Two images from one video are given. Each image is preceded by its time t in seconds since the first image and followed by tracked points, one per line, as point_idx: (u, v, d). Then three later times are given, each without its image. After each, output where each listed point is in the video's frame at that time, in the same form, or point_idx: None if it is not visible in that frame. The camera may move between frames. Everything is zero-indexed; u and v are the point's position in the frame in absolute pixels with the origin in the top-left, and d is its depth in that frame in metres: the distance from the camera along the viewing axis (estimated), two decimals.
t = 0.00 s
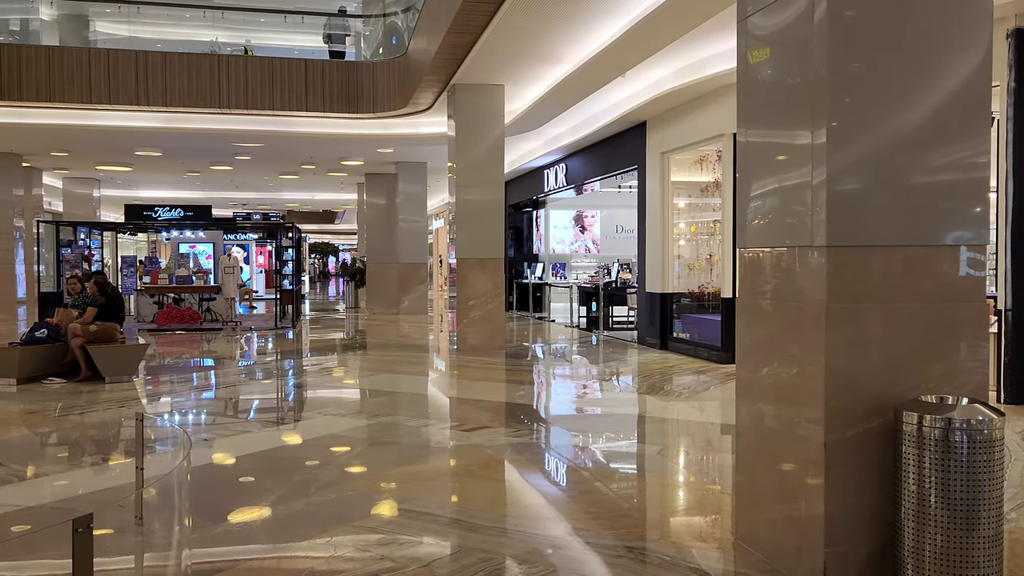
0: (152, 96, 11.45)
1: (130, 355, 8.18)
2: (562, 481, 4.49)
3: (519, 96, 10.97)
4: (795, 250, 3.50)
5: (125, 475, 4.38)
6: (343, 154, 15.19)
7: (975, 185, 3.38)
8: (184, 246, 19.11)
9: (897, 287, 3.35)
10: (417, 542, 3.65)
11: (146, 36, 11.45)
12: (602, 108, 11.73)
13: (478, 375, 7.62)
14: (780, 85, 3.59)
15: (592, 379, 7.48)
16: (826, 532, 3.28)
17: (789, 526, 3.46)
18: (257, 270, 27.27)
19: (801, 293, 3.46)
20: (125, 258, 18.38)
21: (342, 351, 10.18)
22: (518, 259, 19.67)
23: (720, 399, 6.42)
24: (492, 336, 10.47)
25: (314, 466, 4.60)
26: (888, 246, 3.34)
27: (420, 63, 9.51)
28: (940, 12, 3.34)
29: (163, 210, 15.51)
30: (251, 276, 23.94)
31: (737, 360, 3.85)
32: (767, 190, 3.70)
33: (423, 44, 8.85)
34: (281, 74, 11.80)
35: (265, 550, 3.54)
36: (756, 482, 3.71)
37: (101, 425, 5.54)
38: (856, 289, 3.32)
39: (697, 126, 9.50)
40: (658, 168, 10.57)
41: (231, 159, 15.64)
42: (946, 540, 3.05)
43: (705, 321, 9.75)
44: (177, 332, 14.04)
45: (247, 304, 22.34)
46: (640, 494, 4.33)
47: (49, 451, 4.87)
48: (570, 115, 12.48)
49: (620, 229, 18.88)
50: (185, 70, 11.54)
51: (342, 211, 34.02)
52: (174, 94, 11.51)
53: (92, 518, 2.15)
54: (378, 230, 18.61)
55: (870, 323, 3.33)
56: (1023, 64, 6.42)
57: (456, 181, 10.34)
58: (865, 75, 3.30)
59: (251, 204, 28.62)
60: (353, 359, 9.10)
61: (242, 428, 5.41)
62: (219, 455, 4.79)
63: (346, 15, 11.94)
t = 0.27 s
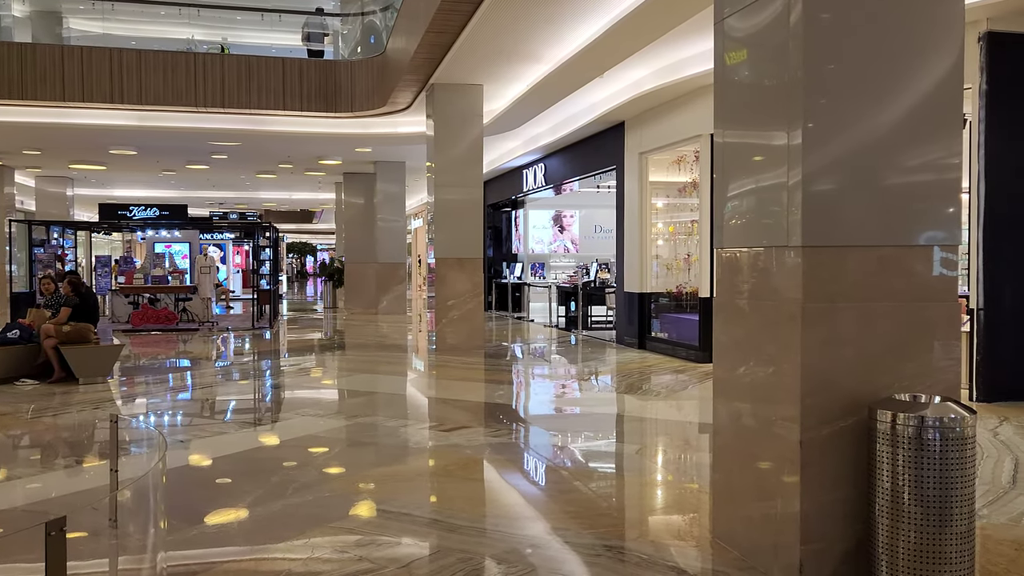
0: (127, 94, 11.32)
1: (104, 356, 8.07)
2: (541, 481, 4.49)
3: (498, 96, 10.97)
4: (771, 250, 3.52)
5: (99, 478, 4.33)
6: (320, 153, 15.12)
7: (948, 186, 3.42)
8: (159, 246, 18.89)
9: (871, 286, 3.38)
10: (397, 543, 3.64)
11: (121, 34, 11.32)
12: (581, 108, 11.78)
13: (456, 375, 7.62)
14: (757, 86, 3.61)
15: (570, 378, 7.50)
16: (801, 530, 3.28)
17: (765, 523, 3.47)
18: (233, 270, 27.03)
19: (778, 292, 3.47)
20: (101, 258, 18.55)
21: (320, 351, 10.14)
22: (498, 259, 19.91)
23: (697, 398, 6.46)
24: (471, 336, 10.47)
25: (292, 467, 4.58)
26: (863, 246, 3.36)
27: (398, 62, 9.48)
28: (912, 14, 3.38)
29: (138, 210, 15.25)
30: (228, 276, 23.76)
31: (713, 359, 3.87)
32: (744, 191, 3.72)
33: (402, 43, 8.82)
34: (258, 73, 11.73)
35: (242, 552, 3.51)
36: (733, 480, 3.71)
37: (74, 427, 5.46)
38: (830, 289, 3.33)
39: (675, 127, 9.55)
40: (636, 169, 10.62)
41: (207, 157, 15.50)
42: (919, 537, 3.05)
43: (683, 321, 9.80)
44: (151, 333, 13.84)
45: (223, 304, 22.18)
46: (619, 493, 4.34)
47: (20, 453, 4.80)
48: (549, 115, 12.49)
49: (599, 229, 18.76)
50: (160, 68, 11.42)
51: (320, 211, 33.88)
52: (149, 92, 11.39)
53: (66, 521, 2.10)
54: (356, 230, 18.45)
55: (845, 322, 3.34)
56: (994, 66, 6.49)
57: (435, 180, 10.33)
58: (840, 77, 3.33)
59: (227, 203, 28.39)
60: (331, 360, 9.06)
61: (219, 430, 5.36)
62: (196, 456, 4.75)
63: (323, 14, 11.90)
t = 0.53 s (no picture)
0: (103, 94, 11.17)
1: (78, 358, 7.98)
2: (521, 482, 4.49)
3: (478, 97, 10.97)
4: (748, 250, 3.52)
5: (73, 481, 4.28)
6: (299, 153, 15.04)
7: (923, 187, 3.45)
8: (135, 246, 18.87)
9: (846, 286, 3.38)
10: (377, 544, 3.62)
11: (96, 32, 11.17)
12: (560, 109, 11.80)
13: (436, 376, 7.60)
14: (734, 88, 3.62)
15: (550, 379, 7.51)
16: (778, 530, 3.28)
17: (742, 523, 3.46)
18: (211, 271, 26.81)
19: (755, 292, 3.47)
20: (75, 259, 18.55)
21: (299, 352, 10.08)
22: (478, 260, 19.67)
23: (676, 398, 6.49)
24: (451, 336, 10.46)
25: (270, 469, 4.55)
26: (839, 245, 3.37)
27: (378, 62, 9.44)
28: (887, 17, 3.41)
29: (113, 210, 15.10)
30: (206, 276, 23.57)
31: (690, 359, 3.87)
32: (723, 192, 3.72)
33: (381, 43, 8.78)
34: (236, 73, 11.66)
35: (220, 555, 3.47)
36: (710, 480, 3.71)
37: (48, 430, 5.39)
38: (806, 289, 3.33)
39: (654, 128, 9.59)
40: (616, 169, 10.66)
41: (184, 157, 15.37)
42: (894, 536, 3.04)
43: (662, 321, 9.83)
44: (127, 334, 13.68)
45: (201, 305, 22.01)
46: (598, 493, 4.35)
47: None
48: (528, 116, 12.50)
49: (578, 230, 19.05)
50: (136, 67, 11.29)
51: (299, 211, 33.71)
52: (126, 91, 11.27)
53: (38, 525, 2.09)
54: (335, 232, 18.48)
55: (821, 322, 3.34)
56: (967, 70, 6.57)
57: (415, 181, 10.31)
58: (817, 78, 3.34)
59: (204, 203, 28.15)
60: (310, 361, 9.00)
61: (196, 432, 5.32)
62: (173, 459, 4.71)
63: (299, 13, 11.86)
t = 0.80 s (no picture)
0: (79, 92, 11.04)
1: (54, 359, 7.90)
2: (502, 483, 4.48)
3: (460, 97, 10.95)
4: (726, 251, 3.54)
5: (48, 484, 4.23)
6: (279, 153, 14.97)
7: (900, 189, 3.49)
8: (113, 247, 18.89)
9: (824, 287, 3.39)
10: (357, 546, 3.60)
11: (73, 30, 11.02)
12: (541, 110, 11.81)
13: (417, 377, 7.59)
14: (713, 90, 3.64)
15: (531, 380, 7.52)
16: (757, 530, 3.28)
17: (721, 523, 3.45)
18: (189, 271, 26.59)
19: (733, 292, 3.46)
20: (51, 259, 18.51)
21: (279, 354, 10.03)
22: (459, 260, 20.02)
23: (657, 398, 6.52)
24: (432, 337, 10.46)
25: (250, 472, 4.51)
26: (818, 247, 3.39)
27: (358, 62, 9.40)
28: (862, 20, 3.43)
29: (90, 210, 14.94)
30: (184, 276, 23.38)
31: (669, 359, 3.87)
32: (702, 193, 3.73)
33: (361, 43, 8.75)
34: (215, 72, 11.54)
35: (198, 558, 3.43)
36: (688, 480, 3.70)
37: (22, 433, 5.32)
38: (785, 290, 3.33)
39: (634, 129, 9.63)
40: (597, 170, 10.70)
41: (162, 157, 15.24)
42: (871, 534, 3.05)
43: (643, 322, 9.87)
44: (104, 336, 13.55)
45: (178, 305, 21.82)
46: (580, 493, 4.35)
47: None
48: (510, 117, 12.49)
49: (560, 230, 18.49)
50: (113, 66, 11.19)
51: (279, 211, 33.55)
52: (102, 90, 11.15)
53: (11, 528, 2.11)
54: (316, 232, 18.43)
55: (799, 322, 3.34)
56: (943, 73, 6.63)
57: (396, 181, 10.28)
58: (795, 81, 3.37)
59: (182, 203, 27.92)
60: (290, 362, 8.95)
61: (175, 434, 5.28)
62: (151, 462, 4.67)
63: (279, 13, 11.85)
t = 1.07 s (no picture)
0: (56, 90, 10.89)
1: (29, 360, 7.80)
2: (483, 483, 4.48)
3: (441, 97, 10.95)
4: (704, 252, 3.55)
5: (21, 487, 4.18)
6: (258, 153, 14.90)
7: (878, 189, 3.51)
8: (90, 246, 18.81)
9: (801, 287, 3.41)
10: (338, 547, 3.58)
11: (49, 27, 10.85)
12: (522, 110, 11.82)
13: (398, 377, 7.57)
14: (691, 90, 3.64)
15: (513, 380, 7.52)
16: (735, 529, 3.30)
17: (699, 522, 3.46)
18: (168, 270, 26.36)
19: (712, 292, 3.47)
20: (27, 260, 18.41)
21: (259, 354, 9.97)
22: (440, 261, 19.70)
23: (638, 398, 6.54)
24: (413, 338, 10.45)
25: (229, 473, 4.48)
26: (796, 247, 3.41)
27: (339, 61, 9.37)
28: (838, 23, 3.45)
29: (67, 210, 14.78)
30: (163, 276, 23.17)
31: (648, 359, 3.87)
32: (682, 194, 3.73)
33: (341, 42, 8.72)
34: (194, 70, 11.48)
35: (176, 560, 3.40)
36: (668, 480, 3.70)
37: None
38: (763, 290, 3.35)
39: (615, 130, 9.67)
40: (578, 171, 10.72)
41: (140, 156, 15.11)
42: (846, 532, 3.07)
43: (624, 322, 9.90)
44: (80, 336, 13.42)
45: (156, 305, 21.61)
46: (561, 493, 4.35)
47: None
48: (492, 116, 12.47)
49: (541, 230, 19.10)
50: (89, 65, 11.07)
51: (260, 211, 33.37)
52: (79, 88, 11.02)
53: None
54: (297, 232, 18.39)
55: (776, 322, 3.35)
56: (919, 76, 6.71)
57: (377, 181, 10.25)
58: (773, 82, 3.39)
59: (161, 203, 27.68)
60: (270, 363, 8.90)
61: (154, 435, 5.24)
62: (129, 463, 4.62)
63: (259, 10, 11.70)
